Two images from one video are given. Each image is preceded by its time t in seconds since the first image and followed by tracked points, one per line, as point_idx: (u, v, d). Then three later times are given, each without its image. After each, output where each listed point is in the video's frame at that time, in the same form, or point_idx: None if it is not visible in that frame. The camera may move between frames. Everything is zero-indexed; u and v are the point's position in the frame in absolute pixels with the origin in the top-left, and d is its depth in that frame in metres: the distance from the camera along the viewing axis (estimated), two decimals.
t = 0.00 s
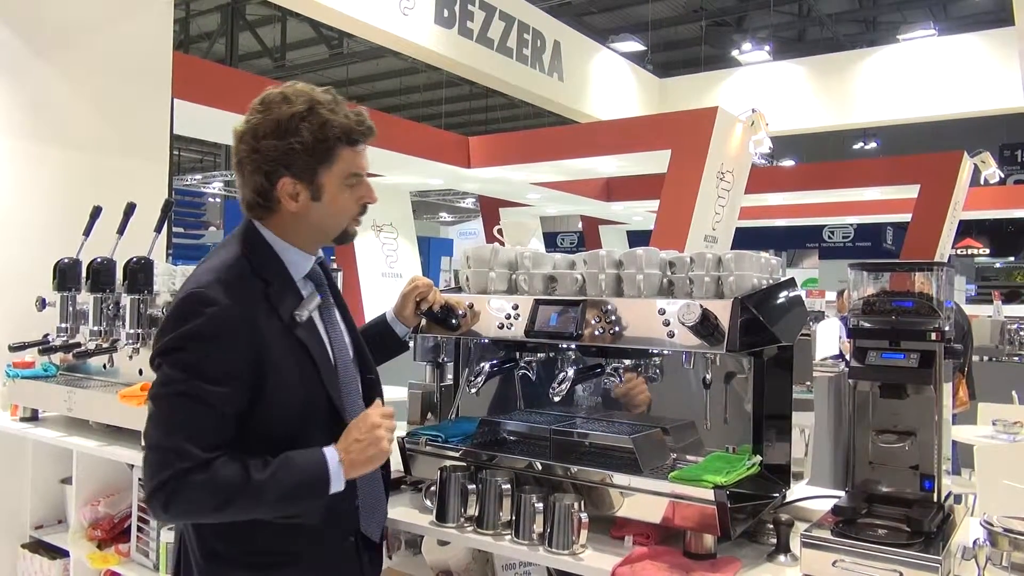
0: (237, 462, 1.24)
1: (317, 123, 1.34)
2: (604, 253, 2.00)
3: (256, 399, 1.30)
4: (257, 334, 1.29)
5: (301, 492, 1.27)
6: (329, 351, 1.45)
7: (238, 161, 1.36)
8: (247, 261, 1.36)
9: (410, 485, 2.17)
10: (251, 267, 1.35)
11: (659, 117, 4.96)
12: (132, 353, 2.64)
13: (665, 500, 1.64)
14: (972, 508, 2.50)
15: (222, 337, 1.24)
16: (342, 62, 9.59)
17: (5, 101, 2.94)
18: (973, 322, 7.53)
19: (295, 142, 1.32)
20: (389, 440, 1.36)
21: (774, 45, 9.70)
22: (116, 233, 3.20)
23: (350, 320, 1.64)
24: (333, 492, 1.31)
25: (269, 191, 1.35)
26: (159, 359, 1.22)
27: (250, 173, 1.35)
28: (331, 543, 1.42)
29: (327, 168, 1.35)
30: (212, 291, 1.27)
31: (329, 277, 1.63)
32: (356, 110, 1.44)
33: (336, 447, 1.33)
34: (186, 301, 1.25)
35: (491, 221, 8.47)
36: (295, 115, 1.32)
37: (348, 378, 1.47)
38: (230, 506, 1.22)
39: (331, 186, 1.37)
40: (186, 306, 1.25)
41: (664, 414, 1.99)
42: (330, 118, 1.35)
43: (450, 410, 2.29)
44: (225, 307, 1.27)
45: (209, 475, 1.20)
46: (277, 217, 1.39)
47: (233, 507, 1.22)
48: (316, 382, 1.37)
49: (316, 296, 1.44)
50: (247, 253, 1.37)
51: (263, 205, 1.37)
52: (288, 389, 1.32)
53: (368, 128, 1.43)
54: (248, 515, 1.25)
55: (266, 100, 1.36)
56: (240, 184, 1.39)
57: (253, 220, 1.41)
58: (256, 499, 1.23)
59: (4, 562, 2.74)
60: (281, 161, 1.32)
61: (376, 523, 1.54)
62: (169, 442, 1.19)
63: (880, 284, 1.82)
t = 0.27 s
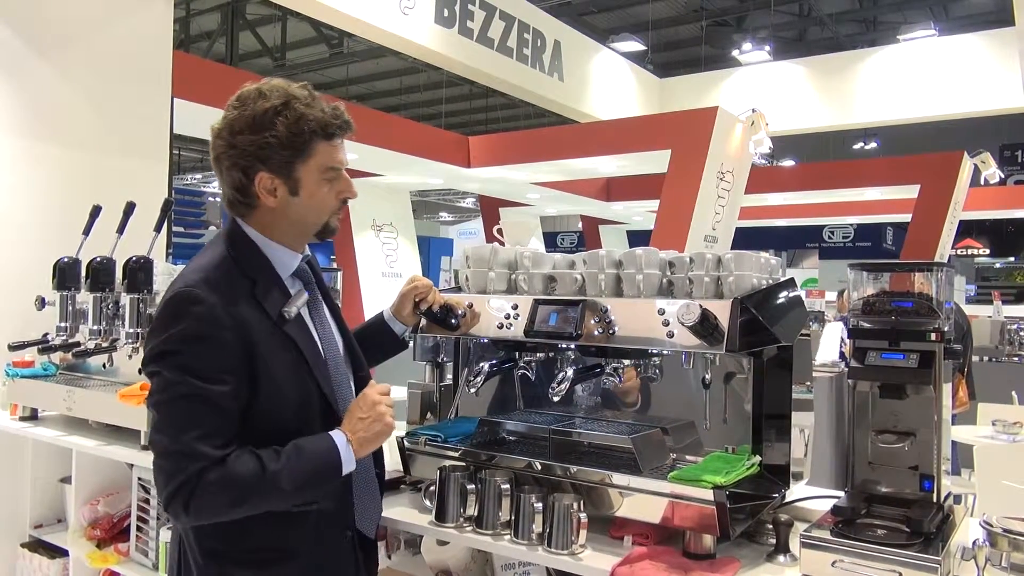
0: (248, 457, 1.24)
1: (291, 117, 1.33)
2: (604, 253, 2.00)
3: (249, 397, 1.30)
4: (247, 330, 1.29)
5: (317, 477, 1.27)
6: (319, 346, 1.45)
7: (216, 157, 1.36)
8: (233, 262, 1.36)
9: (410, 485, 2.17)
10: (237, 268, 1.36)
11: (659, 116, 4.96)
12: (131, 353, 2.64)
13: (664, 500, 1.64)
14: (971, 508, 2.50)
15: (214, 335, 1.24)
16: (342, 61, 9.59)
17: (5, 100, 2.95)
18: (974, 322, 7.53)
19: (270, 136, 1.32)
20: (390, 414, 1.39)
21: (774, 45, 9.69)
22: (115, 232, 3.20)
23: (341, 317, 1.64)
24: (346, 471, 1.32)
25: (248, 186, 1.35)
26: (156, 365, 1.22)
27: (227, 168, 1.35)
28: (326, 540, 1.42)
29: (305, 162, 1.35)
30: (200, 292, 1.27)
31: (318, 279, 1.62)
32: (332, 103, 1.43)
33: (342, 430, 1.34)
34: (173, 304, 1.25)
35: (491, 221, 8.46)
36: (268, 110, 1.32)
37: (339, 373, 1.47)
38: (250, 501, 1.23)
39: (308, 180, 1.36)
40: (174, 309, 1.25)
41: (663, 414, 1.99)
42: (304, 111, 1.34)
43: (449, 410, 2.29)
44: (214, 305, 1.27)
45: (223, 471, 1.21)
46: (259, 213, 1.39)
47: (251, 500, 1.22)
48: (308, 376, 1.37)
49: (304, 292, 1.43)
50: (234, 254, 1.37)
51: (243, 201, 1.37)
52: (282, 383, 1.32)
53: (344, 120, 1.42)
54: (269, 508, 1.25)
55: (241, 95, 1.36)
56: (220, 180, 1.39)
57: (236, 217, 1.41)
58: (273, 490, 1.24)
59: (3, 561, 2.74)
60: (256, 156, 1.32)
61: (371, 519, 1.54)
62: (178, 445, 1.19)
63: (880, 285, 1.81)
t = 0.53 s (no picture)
0: (233, 457, 1.24)
1: (287, 112, 1.33)
2: (603, 252, 1.99)
3: (243, 395, 1.30)
4: (242, 328, 1.30)
5: (302, 482, 1.27)
6: (316, 345, 1.45)
7: (212, 153, 1.36)
8: (229, 260, 1.36)
9: (409, 484, 2.17)
10: (233, 266, 1.36)
11: (659, 116, 4.96)
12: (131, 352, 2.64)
13: (663, 499, 1.64)
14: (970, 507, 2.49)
15: (210, 332, 1.24)
16: (341, 61, 9.59)
17: (4, 99, 2.95)
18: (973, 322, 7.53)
19: (266, 132, 1.32)
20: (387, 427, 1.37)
21: (774, 45, 9.69)
22: (114, 231, 3.20)
23: (338, 316, 1.64)
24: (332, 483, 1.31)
25: (244, 183, 1.35)
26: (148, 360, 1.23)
27: (224, 165, 1.35)
28: (324, 539, 1.42)
29: (301, 158, 1.35)
30: (195, 288, 1.27)
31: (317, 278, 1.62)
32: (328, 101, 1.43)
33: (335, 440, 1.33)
34: (169, 299, 1.25)
35: (490, 220, 8.46)
36: (264, 105, 1.32)
37: (336, 372, 1.47)
38: (229, 503, 1.22)
39: (304, 176, 1.36)
40: (169, 304, 1.25)
41: (663, 413, 1.99)
42: (299, 107, 1.35)
43: (448, 408, 2.29)
44: (209, 301, 1.27)
45: (206, 471, 1.20)
46: (255, 210, 1.39)
47: (233, 502, 1.22)
48: (304, 376, 1.37)
49: (301, 291, 1.43)
50: (231, 251, 1.38)
51: (240, 198, 1.37)
52: (277, 382, 1.32)
53: (340, 118, 1.43)
54: (249, 510, 1.25)
55: (238, 92, 1.36)
56: (216, 178, 1.39)
57: (233, 215, 1.41)
58: (254, 493, 1.23)
59: (3, 560, 2.74)
60: (253, 152, 1.32)
61: (368, 520, 1.53)
62: (163, 441, 1.19)
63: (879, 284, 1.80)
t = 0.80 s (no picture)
0: (225, 458, 1.23)
1: (293, 113, 1.33)
2: (603, 251, 1.99)
3: (243, 394, 1.30)
4: (244, 328, 1.30)
5: (295, 487, 1.25)
6: (317, 346, 1.45)
7: (216, 152, 1.36)
8: (231, 258, 1.37)
9: (408, 483, 2.18)
10: (235, 265, 1.36)
11: (658, 115, 4.96)
12: (130, 351, 2.64)
13: (662, 498, 1.64)
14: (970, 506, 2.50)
15: (211, 331, 1.24)
16: (341, 60, 9.59)
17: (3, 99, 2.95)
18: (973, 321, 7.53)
19: (271, 133, 1.32)
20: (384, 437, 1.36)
21: (774, 44, 9.69)
22: (114, 231, 3.20)
23: (339, 316, 1.64)
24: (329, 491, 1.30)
25: (248, 182, 1.35)
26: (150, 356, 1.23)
27: (227, 164, 1.35)
28: (321, 540, 1.42)
29: (305, 159, 1.35)
30: (198, 287, 1.27)
31: (318, 277, 1.62)
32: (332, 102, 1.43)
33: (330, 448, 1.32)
34: (170, 296, 1.25)
35: (490, 219, 8.46)
36: (270, 106, 1.32)
37: (337, 373, 1.47)
38: (220, 503, 1.22)
39: (308, 177, 1.36)
40: (170, 301, 1.25)
41: (663, 412, 1.99)
42: (305, 109, 1.34)
43: (448, 407, 2.29)
44: (211, 301, 1.27)
45: (200, 470, 1.20)
46: (257, 210, 1.39)
47: (223, 503, 1.22)
48: (305, 376, 1.37)
49: (303, 290, 1.44)
50: (235, 249, 1.38)
51: (242, 198, 1.37)
52: (278, 383, 1.32)
53: (345, 119, 1.42)
54: (239, 512, 1.24)
55: (244, 91, 1.36)
56: (219, 177, 1.39)
57: (236, 214, 1.42)
58: (244, 495, 1.22)
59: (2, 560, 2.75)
60: (257, 152, 1.32)
61: (368, 521, 1.53)
62: (160, 438, 1.20)
63: (879, 283, 1.80)
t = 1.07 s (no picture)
0: (302, 450, 1.24)
1: (302, 115, 1.33)
2: (603, 251, 1.99)
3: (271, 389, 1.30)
4: (264, 324, 1.30)
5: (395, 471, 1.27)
6: (323, 344, 1.45)
7: (222, 151, 1.37)
8: (241, 258, 1.36)
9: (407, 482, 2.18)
10: (247, 264, 1.36)
11: (658, 115, 4.96)
12: (130, 350, 2.64)
13: (662, 497, 1.64)
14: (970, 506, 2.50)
15: (236, 328, 1.25)
16: (341, 59, 9.59)
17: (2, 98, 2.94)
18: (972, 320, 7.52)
19: (278, 134, 1.32)
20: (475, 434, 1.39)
21: (774, 43, 9.69)
22: (113, 230, 3.20)
23: (338, 317, 1.64)
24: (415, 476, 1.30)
25: (253, 182, 1.36)
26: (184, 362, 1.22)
27: (233, 163, 1.36)
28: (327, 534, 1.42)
29: (310, 162, 1.35)
30: (217, 286, 1.27)
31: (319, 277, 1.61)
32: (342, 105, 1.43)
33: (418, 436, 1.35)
34: (190, 299, 1.24)
35: (490, 219, 8.46)
36: (278, 107, 1.32)
37: (340, 373, 1.47)
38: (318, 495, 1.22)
39: (312, 180, 1.36)
40: (191, 304, 1.24)
41: (662, 412, 1.99)
42: (313, 112, 1.34)
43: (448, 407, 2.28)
44: (233, 299, 1.27)
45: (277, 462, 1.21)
46: (261, 210, 1.40)
47: (314, 495, 1.21)
48: (315, 372, 1.37)
49: (309, 290, 1.44)
50: (240, 249, 1.38)
51: (247, 197, 1.38)
52: (294, 379, 1.32)
53: (353, 123, 1.42)
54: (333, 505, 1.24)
55: (253, 91, 1.36)
56: (225, 175, 1.40)
57: (239, 212, 1.42)
58: (342, 483, 1.23)
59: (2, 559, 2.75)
60: (264, 152, 1.33)
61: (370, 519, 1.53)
62: (229, 438, 1.19)
63: (879, 283, 1.80)
